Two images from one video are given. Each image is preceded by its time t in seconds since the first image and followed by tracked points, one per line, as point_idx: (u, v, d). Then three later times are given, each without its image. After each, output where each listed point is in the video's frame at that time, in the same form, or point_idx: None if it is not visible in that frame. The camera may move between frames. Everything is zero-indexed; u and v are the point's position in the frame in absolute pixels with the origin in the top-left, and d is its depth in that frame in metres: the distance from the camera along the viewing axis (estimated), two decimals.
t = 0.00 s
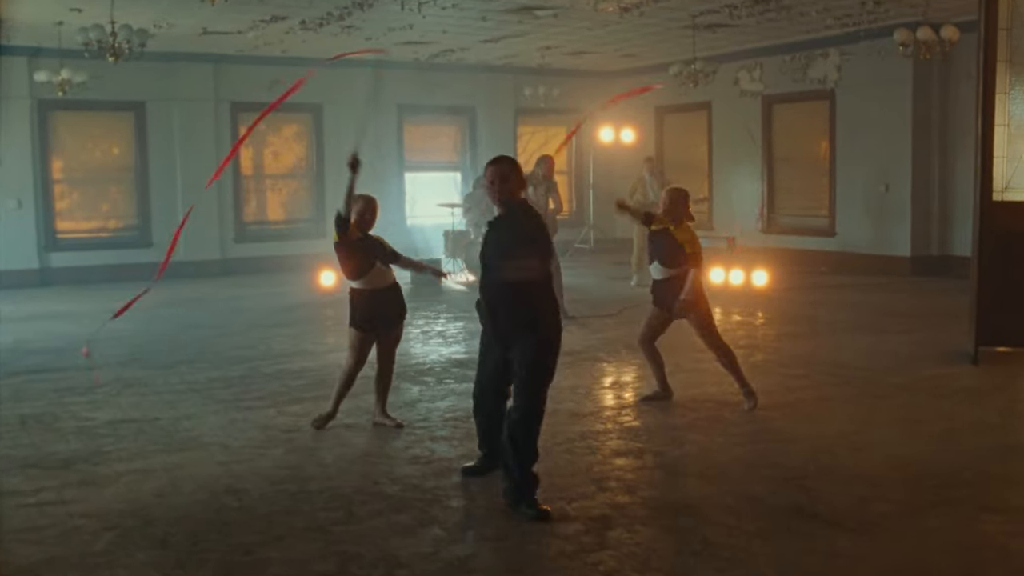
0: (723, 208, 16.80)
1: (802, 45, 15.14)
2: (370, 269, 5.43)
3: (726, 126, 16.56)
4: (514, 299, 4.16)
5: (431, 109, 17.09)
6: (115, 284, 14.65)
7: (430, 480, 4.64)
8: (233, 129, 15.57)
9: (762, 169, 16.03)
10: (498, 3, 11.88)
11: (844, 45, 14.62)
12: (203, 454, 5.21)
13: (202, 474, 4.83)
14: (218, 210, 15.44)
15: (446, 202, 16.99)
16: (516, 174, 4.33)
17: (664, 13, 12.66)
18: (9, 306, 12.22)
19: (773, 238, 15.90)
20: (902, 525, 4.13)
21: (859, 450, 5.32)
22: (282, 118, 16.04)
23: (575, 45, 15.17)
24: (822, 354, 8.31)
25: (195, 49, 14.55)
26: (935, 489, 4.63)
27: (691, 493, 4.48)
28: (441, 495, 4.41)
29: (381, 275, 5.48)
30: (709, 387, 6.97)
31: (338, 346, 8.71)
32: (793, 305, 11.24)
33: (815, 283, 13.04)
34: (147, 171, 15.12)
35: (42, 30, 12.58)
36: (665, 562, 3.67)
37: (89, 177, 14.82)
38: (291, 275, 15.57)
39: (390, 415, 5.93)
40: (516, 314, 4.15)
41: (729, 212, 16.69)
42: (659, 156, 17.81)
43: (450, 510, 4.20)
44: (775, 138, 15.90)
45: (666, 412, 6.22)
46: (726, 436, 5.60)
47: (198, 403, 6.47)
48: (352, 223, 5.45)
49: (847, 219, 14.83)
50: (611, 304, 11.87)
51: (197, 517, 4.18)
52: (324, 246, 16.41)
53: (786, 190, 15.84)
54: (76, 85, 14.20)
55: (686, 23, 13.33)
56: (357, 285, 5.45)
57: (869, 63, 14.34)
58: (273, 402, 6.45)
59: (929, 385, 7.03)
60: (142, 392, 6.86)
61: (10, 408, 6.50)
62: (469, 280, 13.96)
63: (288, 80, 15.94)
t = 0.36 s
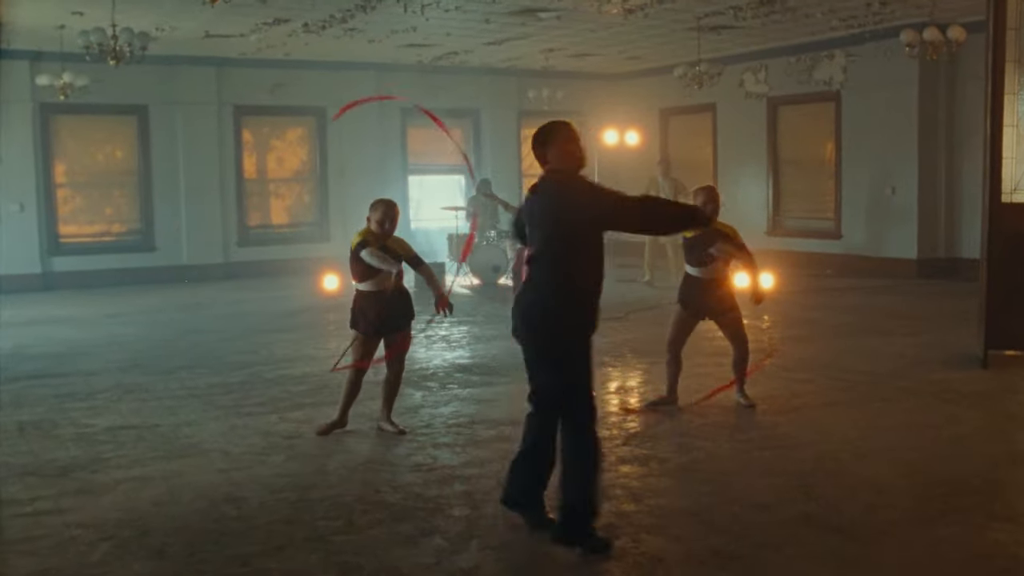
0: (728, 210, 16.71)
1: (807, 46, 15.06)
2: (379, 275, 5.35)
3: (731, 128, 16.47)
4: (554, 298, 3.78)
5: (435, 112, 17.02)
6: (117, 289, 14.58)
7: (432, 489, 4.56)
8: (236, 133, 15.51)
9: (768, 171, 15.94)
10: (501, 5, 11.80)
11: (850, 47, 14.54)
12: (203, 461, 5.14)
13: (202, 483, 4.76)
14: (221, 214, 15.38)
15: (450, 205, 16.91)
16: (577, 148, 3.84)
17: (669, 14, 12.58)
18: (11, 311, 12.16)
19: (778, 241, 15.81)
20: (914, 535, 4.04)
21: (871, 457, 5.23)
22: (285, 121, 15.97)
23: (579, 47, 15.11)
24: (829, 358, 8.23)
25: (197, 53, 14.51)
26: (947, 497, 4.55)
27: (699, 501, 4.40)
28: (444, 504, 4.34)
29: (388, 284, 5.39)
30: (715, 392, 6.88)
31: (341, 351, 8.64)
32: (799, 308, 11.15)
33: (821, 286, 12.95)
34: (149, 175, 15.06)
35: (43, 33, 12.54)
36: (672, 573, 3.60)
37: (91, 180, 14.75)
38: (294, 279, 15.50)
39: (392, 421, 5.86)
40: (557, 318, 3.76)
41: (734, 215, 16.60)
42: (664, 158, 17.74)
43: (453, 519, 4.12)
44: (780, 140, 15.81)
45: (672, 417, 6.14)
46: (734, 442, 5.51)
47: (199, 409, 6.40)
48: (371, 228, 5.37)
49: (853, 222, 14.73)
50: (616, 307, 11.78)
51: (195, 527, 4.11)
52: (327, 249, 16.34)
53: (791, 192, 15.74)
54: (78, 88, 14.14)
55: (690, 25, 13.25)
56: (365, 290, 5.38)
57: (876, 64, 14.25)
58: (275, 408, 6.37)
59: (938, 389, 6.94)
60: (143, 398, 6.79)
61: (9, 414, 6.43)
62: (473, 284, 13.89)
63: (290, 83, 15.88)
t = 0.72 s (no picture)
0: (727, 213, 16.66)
1: (807, 48, 15.02)
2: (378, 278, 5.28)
3: (730, 130, 16.42)
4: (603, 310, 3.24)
5: (433, 114, 16.97)
6: (114, 291, 14.52)
7: (426, 494, 4.50)
8: (233, 135, 15.46)
9: (768, 173, 15.89)
10: (499, 6, 11.75)
11: (850, 48, 14.49)
12: (193, 467, 5.08)
13: (191, 488, 4.70)
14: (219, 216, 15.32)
15: (448, 207, 16.86)
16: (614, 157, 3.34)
17: (667, 16, 12.53)
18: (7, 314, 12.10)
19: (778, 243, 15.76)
20: (914, 543, 3.97)
21: (870, 461, 5.17)
22: (283, 123, 15.91)
23: (577, 48, 15.06)
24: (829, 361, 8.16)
25: (194, 54, 14.46)
26: (947, 504, 4.48)
27: (694, 508, 4.33)
28: (436, 510, 4.27)
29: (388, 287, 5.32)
30: (714, 396, 6.82)
31: (337, 354, 8.58)
32: (799, 311, 11.08)
33: (821, 288, 12.90)
34: (147, 177, 14.99)
35: (40, 34, 12.48)
36: None
37: (89, 182, 14.68)
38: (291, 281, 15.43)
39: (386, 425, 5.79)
40: (606, 333, 3.24)
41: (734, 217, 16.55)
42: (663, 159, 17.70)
43: (444, 526, 4.05)
44: (780, 141, 15.76)
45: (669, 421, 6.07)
46: (734, 447, 5.44)
47: (192, 413, 6.34)
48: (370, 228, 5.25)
49: (853, 224, 14.66)
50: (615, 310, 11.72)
51: (182, 534, 4.05)
52: (325, 252, 16.28)
53: (791, 194, 15.69)
54: (75, 89, 14.08)
55: (689, 26, 13.20)
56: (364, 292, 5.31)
57: (876, 66, 14.19)
58: (268, 412, 6.31)
59: (939, 393, 6.87)
60: (136, 402, 6.72)
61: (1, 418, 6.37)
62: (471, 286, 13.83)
63: (288, 84, 15.84)
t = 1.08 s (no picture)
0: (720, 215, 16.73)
1: (800, 49, 15.03)
2: (362, 281, 5.29)
3: (724, 131, 16.44)
4: (667, 325, 2.73)
5: (427, 115, 16.98)
6: (105, 292, 14.48)
7: (410, 496, 4.48)
8: (226, 136, 15.44)
9: (760, 174, 15.91)
10: (491, 7, 11.73)
11: (842, 50, 14.50)
12: (180, 468, 5.06)
13: (176, 489, 4.68)
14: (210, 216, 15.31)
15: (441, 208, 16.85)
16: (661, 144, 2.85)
17: (659, 17, 12.51)
18: None
19: (771, 245, 15.78)
20: (900, 546, 3.96)
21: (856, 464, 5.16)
22: (276, 123, 15.88)
23: (570, 49, 15.06)
24: (819, 363, 8.16)
25: (186, 54, 14.44)
26: (933, 507, 4.46)
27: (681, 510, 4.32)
28: (420, 512, 4.25)
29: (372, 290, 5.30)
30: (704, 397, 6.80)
31: (327, 355, 8.56)
32: (790, 313, 11.09)
33: (813, 289, 12.91)
34: (139, 178, 14.95)
35: (31, 34, 12.44)
36: None
37: (81, 183, 14.62)
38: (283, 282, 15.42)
39: (374, 426, 5.77)
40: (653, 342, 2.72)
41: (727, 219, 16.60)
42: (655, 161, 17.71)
43: (428, 528, 4.04)
44: (772, 143, 15.78)
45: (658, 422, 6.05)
46: (721, 450, 5.42)
47: (181, 414, 6.32)
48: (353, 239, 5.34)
49: (845, 227, 14.70)
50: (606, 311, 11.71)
51: (165, 536, 4.03)
52: (318, 253, 16.26)
53: (784, 196, 15.71)
54: (66, 89, 14.04)
55: (681, 27, 13.20)
56: (348, 296, 5.30)
57: (868, 67, 14.21)
58: (255, 413, 6.29)
59: (929, 395, 6.86)
60: (124, 403, 6.70)
61: None
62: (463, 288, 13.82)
63: (281, 85, 15.82)
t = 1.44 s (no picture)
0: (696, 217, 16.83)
1: (775, 53, 15.14)
2: (325, 284, 5.35)
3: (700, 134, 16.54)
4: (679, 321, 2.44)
5: (404, 117, 17.02)
6: (81, 294, 14.42)
7: (377, 495, 4.52)
8: (203, 139, 15.43)
9: (736, 177, 16.02)
10: (467, 10, 11.78)
11: (817, 54, 14.61)
12: (149, 468, 5.09)
13: (145, 490, 4.71)
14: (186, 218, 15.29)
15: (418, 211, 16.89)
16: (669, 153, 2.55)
17: (634, 21, 12.57)
18: None
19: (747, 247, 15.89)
20: (858, 544, 4.03)
21: (818, 463, 5.22)
22: (252, 125, 15.87)
23: (546, 52, 15.11)
24: (789, 365, 8.23)
25: (162, 56, 14.41)
26: (893, 506, 4.51)
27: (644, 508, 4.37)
28: (386, 512, 4.30)
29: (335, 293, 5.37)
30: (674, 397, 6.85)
31: (300, 357, 8.58)
32: (762, 315, 11.18)
33: (787, 292, 13.00)
34: (115, 179, 14.90)
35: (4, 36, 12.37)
36: None
37: (56, 185, 14.53)
38: (259, 284, 15.41)
39: (344, 427, 5.81)
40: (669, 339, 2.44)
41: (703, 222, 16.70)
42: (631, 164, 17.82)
43: (394, 527, 4.08)
44: (748, 146, 15.88)
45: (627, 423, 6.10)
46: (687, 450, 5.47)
47: (152, 415, 6.34)
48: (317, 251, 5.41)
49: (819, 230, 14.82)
50: (581, 313, 11.77)
51: (132, 535, 4.06)
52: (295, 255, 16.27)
53: (759, 199, 15.82)
54: (41, 91, 13.98)
55: (656, 31, 13.27)
56: (313, 300, 5.37)
57: (842, 71, 14.32)
58: (227, 415, 6.32)
59: (895, 396, 6.94)
60: (96, 404, 6.72)
61: None
62: (439, 290, 13.87)
63: (257, 87, 15.82)
